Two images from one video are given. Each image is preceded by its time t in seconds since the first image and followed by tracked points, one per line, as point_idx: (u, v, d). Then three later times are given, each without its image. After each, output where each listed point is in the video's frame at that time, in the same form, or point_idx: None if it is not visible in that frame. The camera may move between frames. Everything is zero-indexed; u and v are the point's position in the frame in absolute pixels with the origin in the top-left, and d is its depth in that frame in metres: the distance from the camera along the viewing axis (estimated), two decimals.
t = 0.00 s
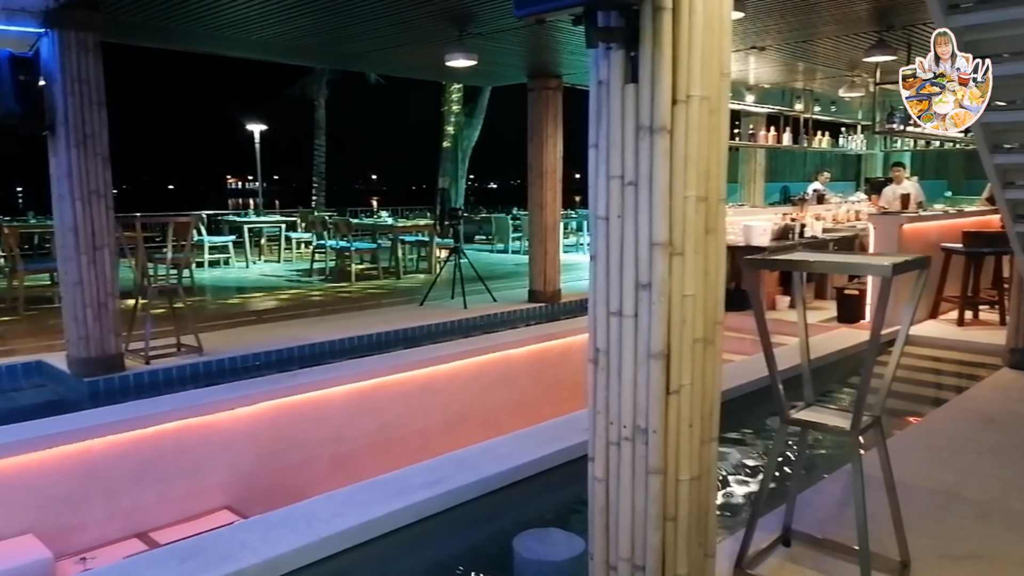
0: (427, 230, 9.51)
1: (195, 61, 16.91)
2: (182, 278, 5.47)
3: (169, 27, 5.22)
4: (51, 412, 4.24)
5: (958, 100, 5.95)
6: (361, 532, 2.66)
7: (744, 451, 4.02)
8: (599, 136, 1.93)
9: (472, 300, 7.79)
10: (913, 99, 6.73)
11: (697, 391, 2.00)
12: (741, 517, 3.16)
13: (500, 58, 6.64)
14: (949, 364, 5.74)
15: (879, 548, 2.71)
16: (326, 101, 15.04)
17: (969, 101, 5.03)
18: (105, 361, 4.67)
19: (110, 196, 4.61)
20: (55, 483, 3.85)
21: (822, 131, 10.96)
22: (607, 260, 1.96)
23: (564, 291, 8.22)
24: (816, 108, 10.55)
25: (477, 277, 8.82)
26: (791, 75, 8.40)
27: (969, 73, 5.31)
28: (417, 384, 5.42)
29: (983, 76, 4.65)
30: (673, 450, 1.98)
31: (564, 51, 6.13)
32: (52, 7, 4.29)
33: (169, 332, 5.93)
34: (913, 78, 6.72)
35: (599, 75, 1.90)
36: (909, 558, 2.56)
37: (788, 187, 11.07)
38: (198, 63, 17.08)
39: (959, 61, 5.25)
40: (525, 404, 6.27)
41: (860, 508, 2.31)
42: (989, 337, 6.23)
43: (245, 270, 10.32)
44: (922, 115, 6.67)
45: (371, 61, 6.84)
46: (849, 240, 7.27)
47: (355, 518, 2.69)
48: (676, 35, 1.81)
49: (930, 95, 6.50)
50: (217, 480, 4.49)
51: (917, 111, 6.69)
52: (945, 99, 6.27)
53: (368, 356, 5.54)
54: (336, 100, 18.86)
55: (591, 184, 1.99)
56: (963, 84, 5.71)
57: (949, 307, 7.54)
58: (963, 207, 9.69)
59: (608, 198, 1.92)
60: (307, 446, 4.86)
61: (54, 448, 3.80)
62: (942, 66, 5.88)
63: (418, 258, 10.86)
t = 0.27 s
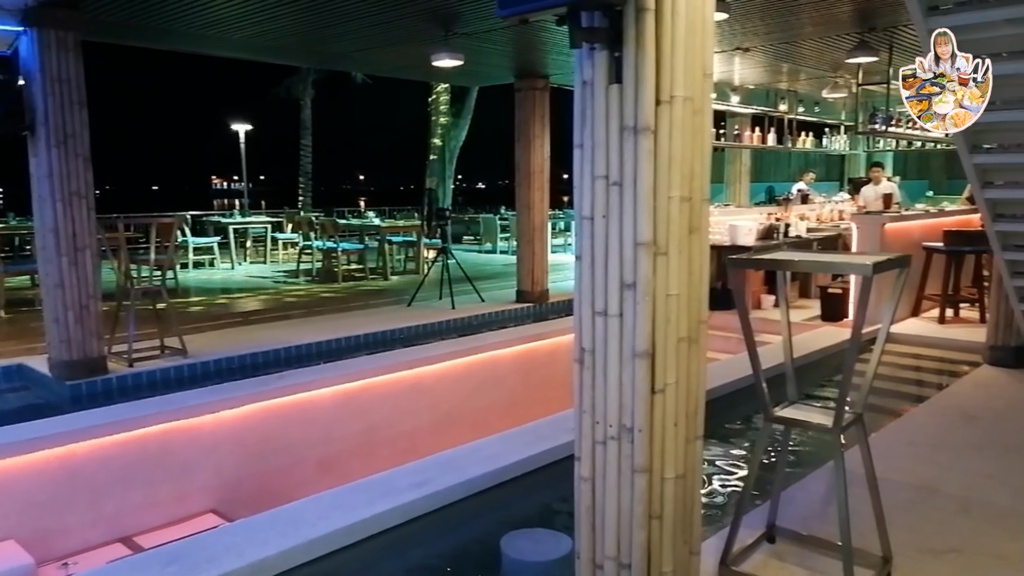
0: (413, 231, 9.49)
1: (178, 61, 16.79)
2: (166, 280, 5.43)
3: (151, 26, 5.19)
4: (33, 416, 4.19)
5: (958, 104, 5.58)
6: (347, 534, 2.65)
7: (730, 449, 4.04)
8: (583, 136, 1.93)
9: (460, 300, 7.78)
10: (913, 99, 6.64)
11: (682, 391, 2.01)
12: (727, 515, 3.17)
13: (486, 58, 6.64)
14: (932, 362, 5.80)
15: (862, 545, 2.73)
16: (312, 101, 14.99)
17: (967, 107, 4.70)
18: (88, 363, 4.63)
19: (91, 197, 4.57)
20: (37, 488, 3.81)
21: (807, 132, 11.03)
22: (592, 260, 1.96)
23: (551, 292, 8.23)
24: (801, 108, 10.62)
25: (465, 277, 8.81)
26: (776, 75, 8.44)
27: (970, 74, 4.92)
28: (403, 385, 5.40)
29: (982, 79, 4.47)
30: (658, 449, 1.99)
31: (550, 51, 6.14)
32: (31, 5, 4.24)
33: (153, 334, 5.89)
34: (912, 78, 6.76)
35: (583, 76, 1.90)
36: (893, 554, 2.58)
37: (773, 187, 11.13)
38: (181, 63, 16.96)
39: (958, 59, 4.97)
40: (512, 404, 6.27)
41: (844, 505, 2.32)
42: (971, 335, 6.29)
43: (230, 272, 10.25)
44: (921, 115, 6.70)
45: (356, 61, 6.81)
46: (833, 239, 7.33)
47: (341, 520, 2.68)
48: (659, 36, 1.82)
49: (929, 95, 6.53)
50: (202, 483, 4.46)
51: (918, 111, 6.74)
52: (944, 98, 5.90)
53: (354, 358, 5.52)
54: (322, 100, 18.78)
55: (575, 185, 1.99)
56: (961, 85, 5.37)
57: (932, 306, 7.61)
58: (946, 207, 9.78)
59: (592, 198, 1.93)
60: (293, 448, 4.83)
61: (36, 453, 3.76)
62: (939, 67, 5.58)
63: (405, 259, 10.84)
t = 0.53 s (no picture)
0: (406, 231, 9.48)
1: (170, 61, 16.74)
2: (157, 281, 5.40)
3: (142, 26, 5.17)
4: (24, 418, 4.17)
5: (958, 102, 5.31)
6: (341, 536, 2.64)
7: (724, 449, 4.05)
8: (576, 136, 1.93)
9: (454, 300, 7.77)
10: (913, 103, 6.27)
11: (676, 390, 2.01)
12: (721, 514, 3.18)
13: (478, 58, 6.63)
14: (925, 360, 5.82)
15: (856, 543, 2.74)
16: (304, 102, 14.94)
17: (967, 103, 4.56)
18: (79, 365, 4.61)
19: (82, 198, 4.55)
20: (27, 491, 3.79)
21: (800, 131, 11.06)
22: (586, 260, 1.96)
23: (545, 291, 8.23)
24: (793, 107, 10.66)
25: (458, 277, 8.80)
26: (768, 75, 8.46)
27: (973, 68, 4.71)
28: (397, 386, 5.39)
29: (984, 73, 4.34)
30: (652, 448, 1.99)
31: (543, 51, 6.13)
32: (19, 5, 4.22)
33: (145, 335, 5.86)
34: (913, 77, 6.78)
35: (575, 76, 1.90)
36: (887, 552, 2.58)
37: (766, 186, 11.16)
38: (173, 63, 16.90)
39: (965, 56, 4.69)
40: (507, 404, 6.26)
41: (838, 504, 2.33)
42: (963, 333, 6.31)
43: (222, 272, 10.22)
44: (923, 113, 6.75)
45: (348, 61, 6.80)
46: (826, 238, 7.35)
47: (335, 522, 2.67)
48: (650, 36, 1.82)
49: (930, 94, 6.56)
50: (195, 485, 4.44)
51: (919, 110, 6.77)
52: (943, 99, 5.69)
53: (348, 358, 5.50)
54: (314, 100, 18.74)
55: (568, 184, 1.99)
56: (962, 83, 5.25)
57: (924, 304, 7.64)
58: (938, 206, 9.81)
59: (586, 198, 1.92)
60: (287, 449, 4.82)
61: (27, 455, 3.74)
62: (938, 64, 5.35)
63: (399, 259, 10.82)
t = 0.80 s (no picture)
0: (411, 230, 9.48)
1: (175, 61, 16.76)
2: (163, 280, 5.41)
3: (147, 26, 5.18)
4: (31, 417, 4.19)
5: (955, 100, 5.75)
6: (346, 535, 2.64)
7: (730, 448, 4.04)
8: (580, 134, 1.92)
9: (458, 299, 7.77)
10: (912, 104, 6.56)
11: (681, 388, 2.00)
12: (727, 513, 3.16)
13: (483, 56, 6.63)
14: (931, 358, 5.80)
15: (862, 542, 2.73)
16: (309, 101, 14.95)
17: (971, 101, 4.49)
18: (86, 365, 4.62)
19: (88, 198, 4.56)
20: (34, 490, 3.80)
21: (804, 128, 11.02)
22: (590, 258, 1.95)
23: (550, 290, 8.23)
24: (798, 105, 10.62)
25: (463, 276, 8.80)
26: (774, 72, 8.43)
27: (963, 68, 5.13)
28: (402, 384, 5.39)
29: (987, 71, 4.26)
30: (657, 447, 1.98)
31: (547, 49, 6.12)
32: (25, 6, 4.23)
33: (150, 335, 5.88)
34: (912, 79, 7.09)
35: (579, 73, 1.89)
36: (894, 552, 2.57)
37: (771, 184, 11.13)
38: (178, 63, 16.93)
39: (958, 59, 5.01)
40: (511, 403, 6.26)
41: (843, 503, 2.32)
42: (970, 331, 6.28)
43: (227, 272, 10.25)
44: (921, 115, 7.03)
45: (352, 61, 6.80)
46: (832, 236, 7.32)
47: (339, 521, 2.67)
48: (655, 33, 1.81)
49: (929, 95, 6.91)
50: (202, 483, 4.45)
51: (917, 111, 7.03)
52: (945, 99, 6.05)
53: (352, 357, 5.51)
54: (319, 99, 18.76)
55: (572, 183, 1.98)
56: (962, 83, 5.39)
57: (931, 302, 7.61)
58: (944, 203, 9.77)
59: (589, 196, 1.92)
60: (292, 448, 4.82)
61: (34, 455, 3.75)
62: (936, 64, 5.79)
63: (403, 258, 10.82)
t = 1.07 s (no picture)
0: (427, 227, 9.52)
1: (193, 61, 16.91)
2: (183, 278, 5.47)
3: (166, 26, 5.23)
4: (54, 412, 4.25)
5: (956, 98, 6.78)
6: (363, 530, 2.66)
7: (746, 445, 4.03)
8: (595, 131, 1.92)
9: (475, 297, 7.79)
10: (913, 99, 7.32)
11: (697, 385, 2.00)
12: (744, 511, 3.16)
13: (499, 54, 6.65)
14: (951, 356, 5.74)
15: (880, 541, 2.71)
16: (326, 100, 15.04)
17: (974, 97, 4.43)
18: (107, 361, 4.69)
19: (109, 196, 4.62)
20: (57, 484, 3.85)
21: (822, 125, 10.94)
22: (605, 256, 1.95)
23: (566, 288, 8.23)
24: (817, 101, 10.55)
25: (479, 274, 8.83)
26: (791, 68, 8.38)
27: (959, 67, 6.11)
28: (418, 381, 5.42)
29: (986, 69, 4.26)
30: (673, 444, 1.98)
31: (563, 46, 6.13)
32: (46, 6, 4.28)
33: (171, 331, 5.95)
34: (911, 78, 7.38)
35: (594, 70, 1.89)
36: (913, 550, 2.55)
37: (789, 181, 11.06)
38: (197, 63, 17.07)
39: (960, 60, 5.85)
40: (527, 400, 6.27)
41: (861, 501, 2.30)
42: (991, 329, 6.22)
43: (246, 269, 10.34)
44: (923, 115, 7.46)
45: (369, 59, 6.85)
46: (850, 233, 7.27)
47: (357, 516, 2.69)
48: (670, 30, 1.81)
49: (931, 95, 7.26)
50: (221, 479, 4.50)
51: (920, 111, 7.43)
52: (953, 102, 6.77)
53: (369, 354, 5.54)
54: (336, 98, 18.86)
55: (587, 180, 1.98)
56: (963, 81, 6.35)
57: (950, 300, 7.54)
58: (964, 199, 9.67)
59: (605, 193, 1.92)
60: (309, 444, 4.86)
61: (57, 449, 3.80)
62: (937, 65, 6.80)
63: (420, 255, 10.87)
